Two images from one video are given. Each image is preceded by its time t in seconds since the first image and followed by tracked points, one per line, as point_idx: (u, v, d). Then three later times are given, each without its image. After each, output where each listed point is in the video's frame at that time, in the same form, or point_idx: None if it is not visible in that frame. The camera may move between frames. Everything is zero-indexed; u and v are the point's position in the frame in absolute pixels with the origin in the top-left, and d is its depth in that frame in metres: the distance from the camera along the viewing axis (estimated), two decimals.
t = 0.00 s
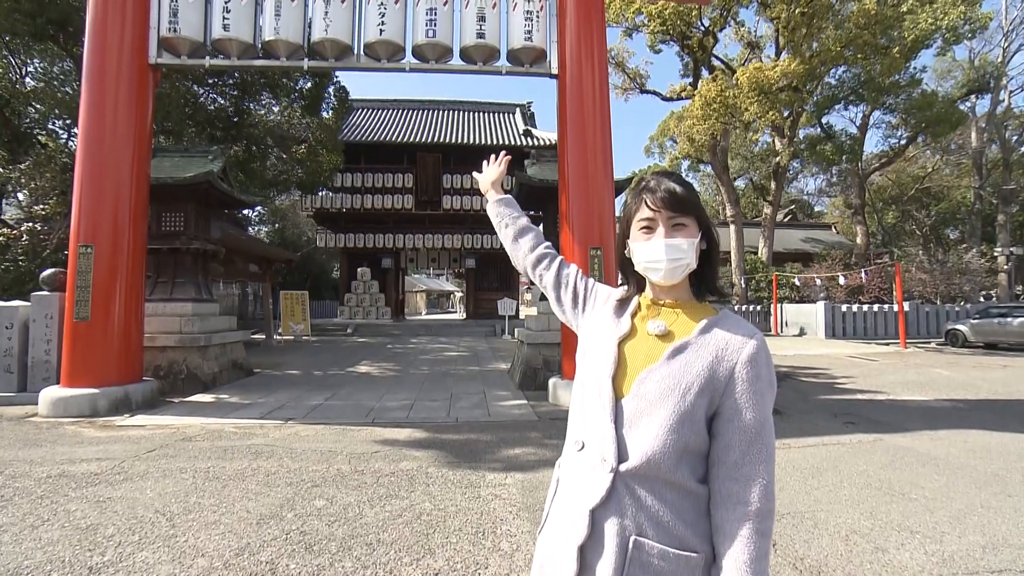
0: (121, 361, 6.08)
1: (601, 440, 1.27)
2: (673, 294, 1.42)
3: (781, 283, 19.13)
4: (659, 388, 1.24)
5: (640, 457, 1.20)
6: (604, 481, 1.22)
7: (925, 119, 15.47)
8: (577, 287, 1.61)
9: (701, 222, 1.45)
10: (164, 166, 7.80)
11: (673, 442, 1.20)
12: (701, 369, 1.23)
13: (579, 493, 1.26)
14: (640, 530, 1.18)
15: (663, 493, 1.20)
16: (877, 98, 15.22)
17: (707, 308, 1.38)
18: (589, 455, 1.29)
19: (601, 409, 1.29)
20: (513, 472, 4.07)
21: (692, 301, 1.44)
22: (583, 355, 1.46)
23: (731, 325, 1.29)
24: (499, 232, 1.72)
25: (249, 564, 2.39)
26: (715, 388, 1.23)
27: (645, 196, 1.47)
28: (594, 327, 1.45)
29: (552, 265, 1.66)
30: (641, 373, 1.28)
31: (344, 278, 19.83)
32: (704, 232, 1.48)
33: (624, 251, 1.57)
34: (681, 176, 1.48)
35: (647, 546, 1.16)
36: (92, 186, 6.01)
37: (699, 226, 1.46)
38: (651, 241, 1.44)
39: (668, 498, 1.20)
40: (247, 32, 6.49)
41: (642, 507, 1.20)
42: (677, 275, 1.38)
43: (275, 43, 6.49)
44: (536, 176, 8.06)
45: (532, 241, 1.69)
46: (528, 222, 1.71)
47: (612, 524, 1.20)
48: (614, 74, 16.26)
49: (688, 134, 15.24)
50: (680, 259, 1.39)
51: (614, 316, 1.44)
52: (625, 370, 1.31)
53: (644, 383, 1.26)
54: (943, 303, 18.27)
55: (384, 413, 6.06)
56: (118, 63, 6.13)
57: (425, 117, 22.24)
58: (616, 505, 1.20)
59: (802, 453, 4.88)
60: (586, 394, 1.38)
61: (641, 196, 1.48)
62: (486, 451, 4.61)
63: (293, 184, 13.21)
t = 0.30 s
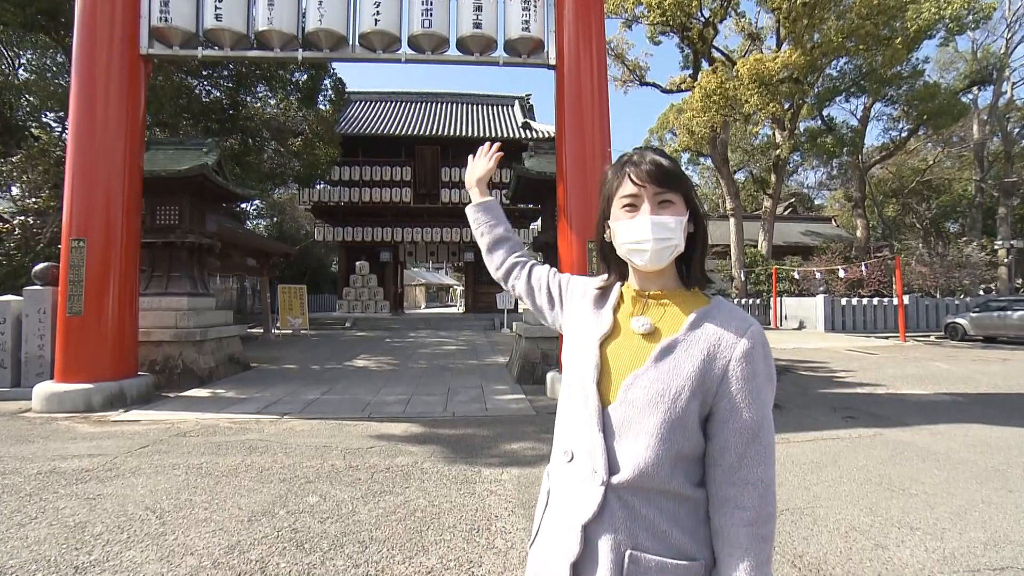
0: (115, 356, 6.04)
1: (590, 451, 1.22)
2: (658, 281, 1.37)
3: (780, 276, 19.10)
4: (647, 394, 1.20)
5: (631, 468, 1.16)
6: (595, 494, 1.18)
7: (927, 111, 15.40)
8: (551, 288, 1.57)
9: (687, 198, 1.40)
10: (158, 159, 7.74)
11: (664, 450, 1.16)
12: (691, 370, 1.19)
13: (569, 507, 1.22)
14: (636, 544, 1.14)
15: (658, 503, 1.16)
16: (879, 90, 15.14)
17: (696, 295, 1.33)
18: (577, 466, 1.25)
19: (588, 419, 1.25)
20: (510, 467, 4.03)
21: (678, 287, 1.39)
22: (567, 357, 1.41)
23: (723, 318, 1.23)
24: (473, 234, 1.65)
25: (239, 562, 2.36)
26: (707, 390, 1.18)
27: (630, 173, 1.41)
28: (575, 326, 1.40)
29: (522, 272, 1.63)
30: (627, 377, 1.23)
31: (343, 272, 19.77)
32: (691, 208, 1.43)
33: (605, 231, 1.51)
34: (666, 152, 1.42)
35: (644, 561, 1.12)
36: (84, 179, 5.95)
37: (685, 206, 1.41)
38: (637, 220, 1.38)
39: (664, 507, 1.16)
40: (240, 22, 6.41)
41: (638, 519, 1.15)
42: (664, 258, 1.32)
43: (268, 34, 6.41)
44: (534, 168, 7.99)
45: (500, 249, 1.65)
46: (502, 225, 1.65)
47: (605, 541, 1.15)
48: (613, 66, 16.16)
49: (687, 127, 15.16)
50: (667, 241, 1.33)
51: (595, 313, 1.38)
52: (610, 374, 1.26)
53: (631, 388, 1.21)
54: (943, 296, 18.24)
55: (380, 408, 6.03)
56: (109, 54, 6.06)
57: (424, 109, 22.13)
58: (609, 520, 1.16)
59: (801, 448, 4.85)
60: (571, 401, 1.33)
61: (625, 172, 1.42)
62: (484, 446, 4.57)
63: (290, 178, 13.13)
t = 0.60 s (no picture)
0: (110, 349, 6.00)
1: (576, 474, 1.21)
2: (641, 285, 1.30)
3: (780, 270, 19.02)
4: (629, 417, 1.17)
5: (618, 493, 1.15)
6: (585, 519, 1.18)
7: (930, 102, 15.29)
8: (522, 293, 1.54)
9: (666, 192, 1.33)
10: (152, 151, 7.66)
11: (653, 474, 1.14)
12: (677, 392, 1.15)
13: (559, 529, 1.22)
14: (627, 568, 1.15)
15: (650, 525, 1.15)
16: (882, 82, 15.03)
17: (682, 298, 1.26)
18: (565, 488, 1.24)
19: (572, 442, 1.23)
20: (506, 462, 4.00)
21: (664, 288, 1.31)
22: (548, 368, 1.37)
23: (711, 328, 1.17)
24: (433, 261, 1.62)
25: (228, 560, 2.32)
26: (694, 410, 1.15)
27: (599, 164, 1.32)
28: (555, 338, 1.36)
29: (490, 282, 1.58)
30: (608, 398, 1.20)
31: (341, 264, 19.71)
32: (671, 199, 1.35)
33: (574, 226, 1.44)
34: (637, 130, 1.33)
35: None
36: (76, 171, 5.89)
37: (663, 197, 1.33)
38: (609, 221, 1.31)
39: (656, 529, 1.16)
40: (232, 10, 6.32)
41: (628, 543, 1.15)
42: (643, 261, 1.26)
43: (262, 22, 6.34)
44: (532, 160, 7.92)
45: (463, 270, 1.60)
46: (460, 239, 1.63)
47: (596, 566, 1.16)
48: (614, 57, 16.04)
49: (688, 118, 15.06)
50: (644, 243, 1.27)
51: (574, 325, 1.34)
52: (591, 393, 1.24)
53: (612, 412, 1.19)
54: (943, 290, 18.18)
55: (377, 401, 6.00)
56: (100, 44, 5.97)
57: (423, 101, 21.98)
58: (598, 545, 1.16)
59: (800, 444, 4.82)
60: (556, 418, 1.31)
61: (592, 161, 1.33)
62: (481, 441, 4.54)
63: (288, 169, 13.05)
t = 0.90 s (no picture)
0: (100, 350, 5.94)
1: (560, 501, 1.20)
2: (617, 293, 1.28)
3: (776, 266, 19.01)
4: (613, 441, 1.16)
5: (604, 520, 1.14)
6: (573, 546, 1.17)
7: (925, 98, 15.29)
8: (489, 310, 1.54)
9: (644, 192, 1.31)
10: (142, 149, 7.60)
11: (641, 497, 1.13)
12: (661, 413, 1.14)
13: (546, 556, 1.21)
14: None
15: (641, 550, 1.15)
16: (877, 78, 15.02)
17: (665, 306, 1.24)
18: (549, 515, 1.23)
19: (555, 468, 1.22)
20: (500, 462, 3.96)
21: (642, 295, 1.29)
22: (527, 389, 1.36)
23: (696, 342, 1.16)
24: (397, 285, 1.59)
25: (213, 568, 2.28)
26: (680, 430, 1.14)
27: (569, 161, 1.29)
28: (534, 357, 1.34)
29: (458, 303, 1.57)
30: (590, 421, 1.19)
31: (336, 263, 19.62)
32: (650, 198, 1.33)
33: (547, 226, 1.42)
34: (609, 126, 1.31)
35: None
36: (62, 170, 5.81)
37: (640, 195, 1.31)
38: (581, 224, 1.30)
39: (648, 551, 1.15)
40: (221, 6, 6.25)
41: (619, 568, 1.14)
42: (619, 268, 1.24)
43: (252, 18, 6.27)
44: (526, 157, 7.88)
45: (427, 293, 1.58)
46: (422, 261, 1.61)
47: None
48: (609, 53, 15.99)
49: (684, 115, 15.02)
50: (619, 249, 1.25)
51: (552, 342, 1.32)
52: (573, 415, 1.23)
53: (595, 435, 1.18)
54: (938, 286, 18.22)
55: (370, 401, 5.95)
56: (85, 40, 5.89)
57: (418, 98, 21.90)
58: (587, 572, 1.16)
59: (796, 442, 4.80)
60: (537, 442, 1.29)
61: (563, 158, 1.30)
62: (475, 442, 4.49)
63: (281, 167, 12.99)
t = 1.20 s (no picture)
0: (87, 356, 5.87)
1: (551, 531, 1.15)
2: (594, 303, 1.26)
3: (770, 267, 19.03)
4: (604, 463, 1.12)
5: (599, 544, 1.09)
6: None
7: (917, 100, 15.37)
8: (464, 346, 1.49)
9: (623, 195, 1.28)
10: (131, 151, 7.53)
11: (637, 519, 1.09)
12: (655, 428, 1.10)
13: None
14: None
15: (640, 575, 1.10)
16: (869, 80, 15.09)
17: (647, 316, 1.22)
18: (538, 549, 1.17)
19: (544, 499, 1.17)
20: (493, 468, 3.91)
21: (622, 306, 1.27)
22: (505, 414, 1.30)
23: (685, 349, 1.13)
24: (360, 345, 1.50)
25: None
26: (673, 445, 1.11)
27: (545, 163, 1.26)
28: (513, 378, 1.29)
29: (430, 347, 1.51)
30: (579, 441, 1.14)
31: (331, 266, 19.54)
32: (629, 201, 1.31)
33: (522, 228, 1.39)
34: (586, 124, 1.29)
35: None
36: (49, 173, 5.75)
37: (618, 197, 1.28)
38: (558, 227, 1.26)
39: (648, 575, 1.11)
40: (211, 7, 6.19)
41: None
42: (595, 276, 1.23)
43: (242, 20, 6.22)
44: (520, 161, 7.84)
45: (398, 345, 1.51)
46: (380, 318, 1.54)
47: None
48: (603, 56, 16.01)
49: (678, 117, 15.04)
50: (595, 256, 1.23)
51: (531, 362, 1.27)
52: (561, 439, 1.18)
53: (584, 456, 1.13)
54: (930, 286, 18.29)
55: (362, 406, 5.89)
56: (72, 42, 5.84)
57: (412, 101, 21.87)
58: None
59: (791, 445, 4.77)
60: (521, 471, 1.24)
61: (538, 157, 1.26)
62: (468, 447, 4.44)
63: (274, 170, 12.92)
